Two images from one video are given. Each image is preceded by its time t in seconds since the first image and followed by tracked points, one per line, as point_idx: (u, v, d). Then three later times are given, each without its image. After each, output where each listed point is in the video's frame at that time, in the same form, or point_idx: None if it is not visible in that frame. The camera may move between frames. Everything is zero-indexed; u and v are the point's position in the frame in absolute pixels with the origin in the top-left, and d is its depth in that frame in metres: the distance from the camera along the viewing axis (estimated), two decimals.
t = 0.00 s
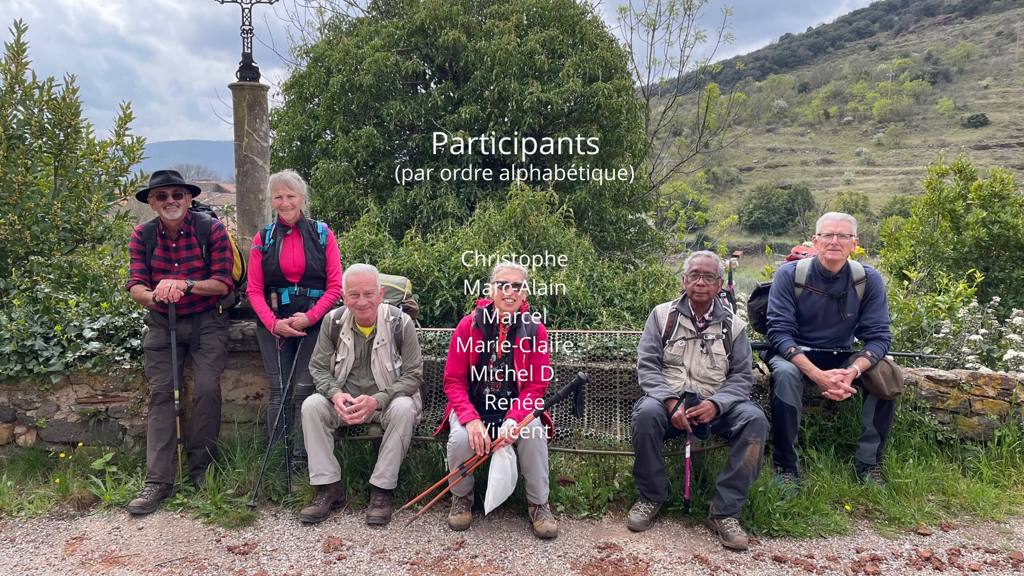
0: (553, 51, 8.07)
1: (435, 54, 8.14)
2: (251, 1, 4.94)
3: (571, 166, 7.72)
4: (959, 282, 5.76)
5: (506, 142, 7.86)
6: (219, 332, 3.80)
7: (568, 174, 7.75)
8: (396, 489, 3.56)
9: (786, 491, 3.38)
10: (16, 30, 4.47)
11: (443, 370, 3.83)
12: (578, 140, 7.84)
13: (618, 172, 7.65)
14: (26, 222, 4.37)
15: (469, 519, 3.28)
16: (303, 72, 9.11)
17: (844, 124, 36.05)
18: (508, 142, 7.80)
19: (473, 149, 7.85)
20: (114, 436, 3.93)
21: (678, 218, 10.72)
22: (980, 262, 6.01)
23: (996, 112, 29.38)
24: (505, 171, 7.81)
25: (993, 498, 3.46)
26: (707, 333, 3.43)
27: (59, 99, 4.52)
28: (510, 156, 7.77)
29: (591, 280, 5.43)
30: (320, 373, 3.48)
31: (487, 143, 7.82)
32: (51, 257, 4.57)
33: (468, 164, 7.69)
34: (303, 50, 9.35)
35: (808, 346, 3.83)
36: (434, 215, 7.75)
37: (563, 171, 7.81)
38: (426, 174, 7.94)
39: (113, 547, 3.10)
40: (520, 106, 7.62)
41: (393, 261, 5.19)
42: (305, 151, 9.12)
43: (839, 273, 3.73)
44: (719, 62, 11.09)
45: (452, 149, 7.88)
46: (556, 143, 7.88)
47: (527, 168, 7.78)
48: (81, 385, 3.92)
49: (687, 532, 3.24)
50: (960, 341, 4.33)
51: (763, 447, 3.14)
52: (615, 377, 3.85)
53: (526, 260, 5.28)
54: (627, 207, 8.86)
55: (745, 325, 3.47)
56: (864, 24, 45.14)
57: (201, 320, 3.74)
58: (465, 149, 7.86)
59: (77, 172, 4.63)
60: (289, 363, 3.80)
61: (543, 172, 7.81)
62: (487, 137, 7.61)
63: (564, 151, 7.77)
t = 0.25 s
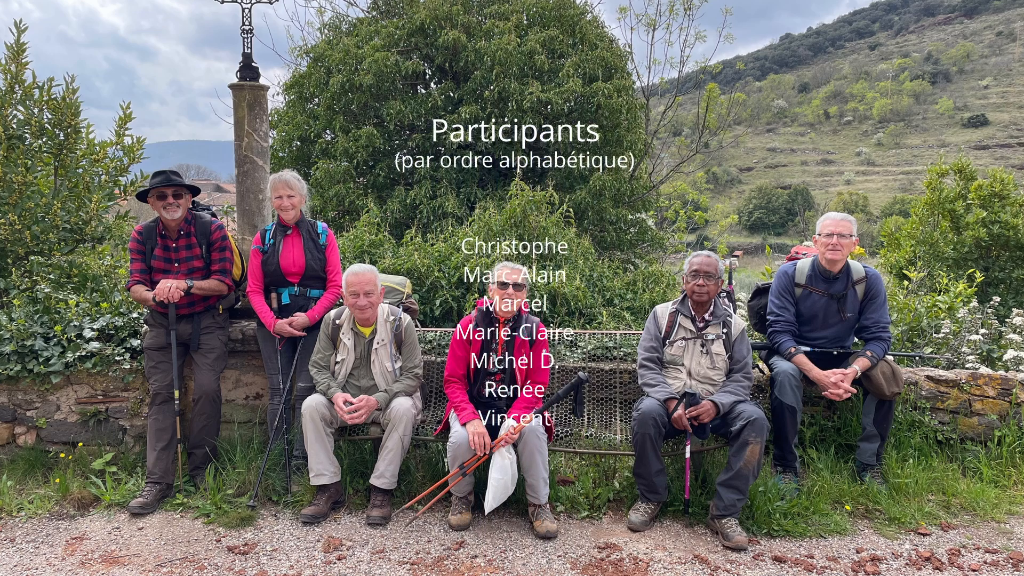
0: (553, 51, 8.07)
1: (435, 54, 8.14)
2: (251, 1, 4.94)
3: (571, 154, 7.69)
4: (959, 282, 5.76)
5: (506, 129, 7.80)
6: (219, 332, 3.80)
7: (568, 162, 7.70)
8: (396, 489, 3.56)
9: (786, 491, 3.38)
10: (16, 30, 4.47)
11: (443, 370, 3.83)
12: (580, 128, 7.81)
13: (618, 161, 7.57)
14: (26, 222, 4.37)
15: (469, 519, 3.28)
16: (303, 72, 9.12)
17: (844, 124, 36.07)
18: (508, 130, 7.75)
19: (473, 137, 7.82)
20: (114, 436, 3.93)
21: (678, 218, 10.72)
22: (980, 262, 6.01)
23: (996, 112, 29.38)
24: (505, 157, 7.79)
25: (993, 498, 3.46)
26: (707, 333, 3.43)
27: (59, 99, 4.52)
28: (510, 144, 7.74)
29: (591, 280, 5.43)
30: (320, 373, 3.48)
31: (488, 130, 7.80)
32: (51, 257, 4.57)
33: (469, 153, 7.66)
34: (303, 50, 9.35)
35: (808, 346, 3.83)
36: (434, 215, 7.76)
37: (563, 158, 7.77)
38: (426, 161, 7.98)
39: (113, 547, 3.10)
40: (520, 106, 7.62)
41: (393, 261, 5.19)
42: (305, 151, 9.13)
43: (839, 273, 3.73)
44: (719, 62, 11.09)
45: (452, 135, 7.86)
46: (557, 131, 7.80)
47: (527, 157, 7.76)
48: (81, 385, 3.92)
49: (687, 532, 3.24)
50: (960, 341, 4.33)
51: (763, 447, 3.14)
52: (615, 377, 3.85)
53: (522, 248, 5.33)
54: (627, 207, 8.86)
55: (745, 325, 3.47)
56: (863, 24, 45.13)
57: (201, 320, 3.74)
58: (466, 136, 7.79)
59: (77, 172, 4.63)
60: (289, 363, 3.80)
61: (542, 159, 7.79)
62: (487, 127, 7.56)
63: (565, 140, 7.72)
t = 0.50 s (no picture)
0: (553, 51, 8.06)
1: (435, 54, 8.13)
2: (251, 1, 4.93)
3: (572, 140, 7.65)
4: (959, 282, 5.76)
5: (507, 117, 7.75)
6: (219, 333, 3.80)
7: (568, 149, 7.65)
8: (396, 489, 3.56)
9: (786, 492, 3.38)
10: (16, 30, 4.47)
11: (443, 370, 3.83)
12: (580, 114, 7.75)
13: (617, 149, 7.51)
14: (26, 222, 4.37)
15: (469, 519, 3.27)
16: (303, 72, 9.11)
17: (844, 124, 36.08)
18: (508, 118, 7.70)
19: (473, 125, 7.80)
20: (114, 436, 3.93)
21: (678, 218, 10.72)
22: (980, 262, 6.01)
23: (996, 112, 29.38)
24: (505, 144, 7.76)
25: (993, 498, 3.46)
26: (707, 333, 3.43)
27: (59, 99, 4.52)
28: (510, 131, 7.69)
29: (591, 280, 5.43)
30: (320, 373, 3.48)
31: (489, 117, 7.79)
32: (51, 257, 4.57)
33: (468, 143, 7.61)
34: (303, 50, 9.35)
35: (808, 346, 3.83)
36: (434, 215, 7.77)
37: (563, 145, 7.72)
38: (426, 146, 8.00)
39: (113, 547, 3.10)
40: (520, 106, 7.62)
41: (393, 261, 5.19)
42: (305, 151, 9.13)
43: (839, 273, 3.73)
44: (719, 62, 11.09)
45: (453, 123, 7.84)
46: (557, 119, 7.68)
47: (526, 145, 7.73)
48: (81, 385, 3.92)
49: (687, 532, 3.24)
50: (960, 341, 4.33)
51: (763, 447, 3.14)
52: (615, 377, 3.85)
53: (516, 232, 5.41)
54: (627, 207, 8.86)
55: (745, 325, 3.47)
56: (863, 24, 45.12)
57: (201, 320, 3.74)
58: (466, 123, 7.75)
59: (77, 172, 4.63)
60: (290, 363, 3.80)
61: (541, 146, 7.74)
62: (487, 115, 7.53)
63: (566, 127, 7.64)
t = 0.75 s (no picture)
0: (553, 51, 8.06)
1: (435, 54, 8.13)
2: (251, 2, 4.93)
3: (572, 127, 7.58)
4: (959, 282, 5.76)
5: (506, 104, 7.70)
6: (219, 333, 3.80)
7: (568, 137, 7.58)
8: (396, 489, 3.56)
9: (786, 492, 3.38)
10: (16, 30, 4.47)
11: (443, 370, 3.83)
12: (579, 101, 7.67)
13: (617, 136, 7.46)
14: (26, 222, 4.37)
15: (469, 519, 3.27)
16: (303, 72, 9.11)
17: (844, 124, 36.10)
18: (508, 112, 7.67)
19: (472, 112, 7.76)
20: (114, 436, 3.93)
21: (678, 218, 10.72)
22: (980, 262, 6.01)
23: (996, 112, 29.38)
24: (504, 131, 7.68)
25: (993, 498, 3.46)
26: (707, 333, 3.43)
27: (59, 100, 4.52)
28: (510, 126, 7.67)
29: (591, 280, 5.43)
30: (320, 373, 3.48)
31: (489, 104, 7.76)
32: (51, 257, 4.57)
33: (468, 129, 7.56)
34: (303, 50, 9.35)
35: (808, 346, 3.83)
36: (434, 215, 7.78)
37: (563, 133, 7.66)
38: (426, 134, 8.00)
39: (113, 547, 3.10)
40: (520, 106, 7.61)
41: (393, 261, 5.20)
42: (305, 151, 9.13)
43: (839, 273, 3.73)
44: (719, 62, 11.09)
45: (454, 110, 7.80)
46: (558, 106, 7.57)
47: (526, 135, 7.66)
48: (81, 385, 3.92)
49: (687, 532, 3.24)
50: (960, 341, 4.33)
51: (763, 447, 3.14)
52: (615, 377, 3.85)
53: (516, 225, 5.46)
54: (627, 207, 8.86)
55: (745, 325, 3.47)
56: (863, 24, 45.11)
57: (200, 320, 3.74)
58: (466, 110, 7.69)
59: (77, 172, 4.63)
60: (289, 363, 3.80)
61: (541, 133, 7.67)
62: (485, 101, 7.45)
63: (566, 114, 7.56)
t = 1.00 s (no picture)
0: (553, 51, 8.05)
1: (436, 54, 8.13)
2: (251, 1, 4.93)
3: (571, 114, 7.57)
4: (959, 282, 5.76)
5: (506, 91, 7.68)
6: (219, 333, 3.80)
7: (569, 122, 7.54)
8: (396, 489, 3.56)
9: (786, 491, 3.38)
10: (16, 30, 4.47)
11: (443, 370, 3.83)
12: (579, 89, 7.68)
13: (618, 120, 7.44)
14: (26, 222, 4.37)
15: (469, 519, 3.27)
16: (303, 72, 9.11)
17: (844, 124, 36.12)
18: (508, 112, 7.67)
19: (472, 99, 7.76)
20: (114, 436, 3.93)
21: (678, 218, 10.72)
22: (980, 262, 6.01)
23: (996, 112, 29.38)
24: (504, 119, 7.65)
25: (993, 498, 3.46)
26: (707, 333, 3.43)
27: (59, 99, 4.52)
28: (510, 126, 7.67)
29: (591, 280, 5.43)
30: (320, 373, 3.48)
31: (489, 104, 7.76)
32: (51, 257, 4.57)
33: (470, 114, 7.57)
34: (303, 50, 9.35)
35: (808, 346, 3.83)
36: (434, 215, 7.78)
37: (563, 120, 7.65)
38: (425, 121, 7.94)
39: (113, 547, 3.10)
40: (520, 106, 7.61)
41: (393, 261, 5.20)
42: (305, 151, 9.13)
43: (839, 273, 3.73)
44: (719, 62, 11.08)
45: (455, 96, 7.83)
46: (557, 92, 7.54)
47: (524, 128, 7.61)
48: (81, 385, 3.92)
49: (687, 532, 3.24)
50: (960, 341, 4.33)
51: (763, 447, 3.14)
52: (615, 377, 3.85)
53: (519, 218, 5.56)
54: (627, 207, 8.86)
55: (745, 325, 3.47)
56: (864, 24, 45.10)
57: (201, 320, 3.74)
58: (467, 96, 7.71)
59: (77, 172, 4.63)
60: (289, 363, 3.80)
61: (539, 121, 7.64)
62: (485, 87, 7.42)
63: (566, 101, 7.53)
